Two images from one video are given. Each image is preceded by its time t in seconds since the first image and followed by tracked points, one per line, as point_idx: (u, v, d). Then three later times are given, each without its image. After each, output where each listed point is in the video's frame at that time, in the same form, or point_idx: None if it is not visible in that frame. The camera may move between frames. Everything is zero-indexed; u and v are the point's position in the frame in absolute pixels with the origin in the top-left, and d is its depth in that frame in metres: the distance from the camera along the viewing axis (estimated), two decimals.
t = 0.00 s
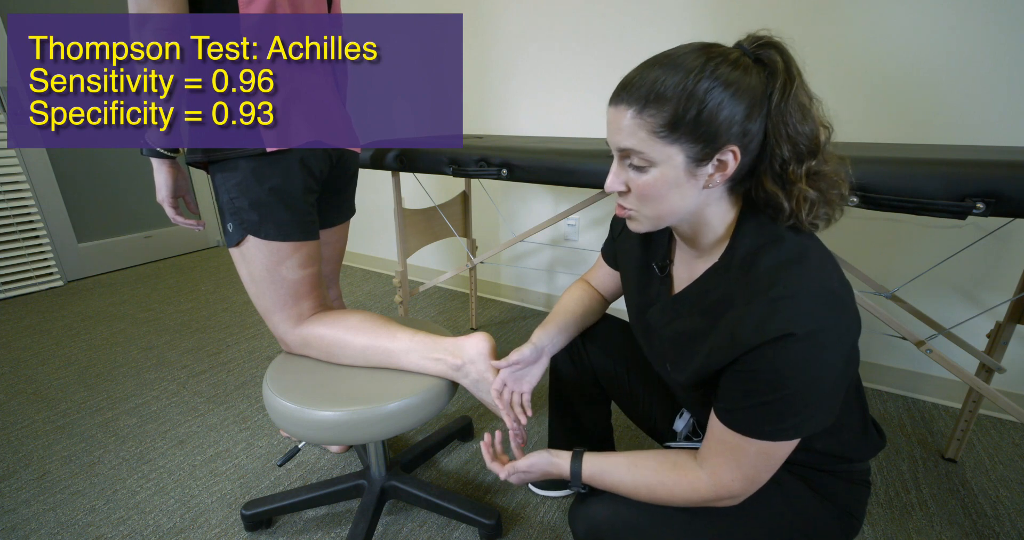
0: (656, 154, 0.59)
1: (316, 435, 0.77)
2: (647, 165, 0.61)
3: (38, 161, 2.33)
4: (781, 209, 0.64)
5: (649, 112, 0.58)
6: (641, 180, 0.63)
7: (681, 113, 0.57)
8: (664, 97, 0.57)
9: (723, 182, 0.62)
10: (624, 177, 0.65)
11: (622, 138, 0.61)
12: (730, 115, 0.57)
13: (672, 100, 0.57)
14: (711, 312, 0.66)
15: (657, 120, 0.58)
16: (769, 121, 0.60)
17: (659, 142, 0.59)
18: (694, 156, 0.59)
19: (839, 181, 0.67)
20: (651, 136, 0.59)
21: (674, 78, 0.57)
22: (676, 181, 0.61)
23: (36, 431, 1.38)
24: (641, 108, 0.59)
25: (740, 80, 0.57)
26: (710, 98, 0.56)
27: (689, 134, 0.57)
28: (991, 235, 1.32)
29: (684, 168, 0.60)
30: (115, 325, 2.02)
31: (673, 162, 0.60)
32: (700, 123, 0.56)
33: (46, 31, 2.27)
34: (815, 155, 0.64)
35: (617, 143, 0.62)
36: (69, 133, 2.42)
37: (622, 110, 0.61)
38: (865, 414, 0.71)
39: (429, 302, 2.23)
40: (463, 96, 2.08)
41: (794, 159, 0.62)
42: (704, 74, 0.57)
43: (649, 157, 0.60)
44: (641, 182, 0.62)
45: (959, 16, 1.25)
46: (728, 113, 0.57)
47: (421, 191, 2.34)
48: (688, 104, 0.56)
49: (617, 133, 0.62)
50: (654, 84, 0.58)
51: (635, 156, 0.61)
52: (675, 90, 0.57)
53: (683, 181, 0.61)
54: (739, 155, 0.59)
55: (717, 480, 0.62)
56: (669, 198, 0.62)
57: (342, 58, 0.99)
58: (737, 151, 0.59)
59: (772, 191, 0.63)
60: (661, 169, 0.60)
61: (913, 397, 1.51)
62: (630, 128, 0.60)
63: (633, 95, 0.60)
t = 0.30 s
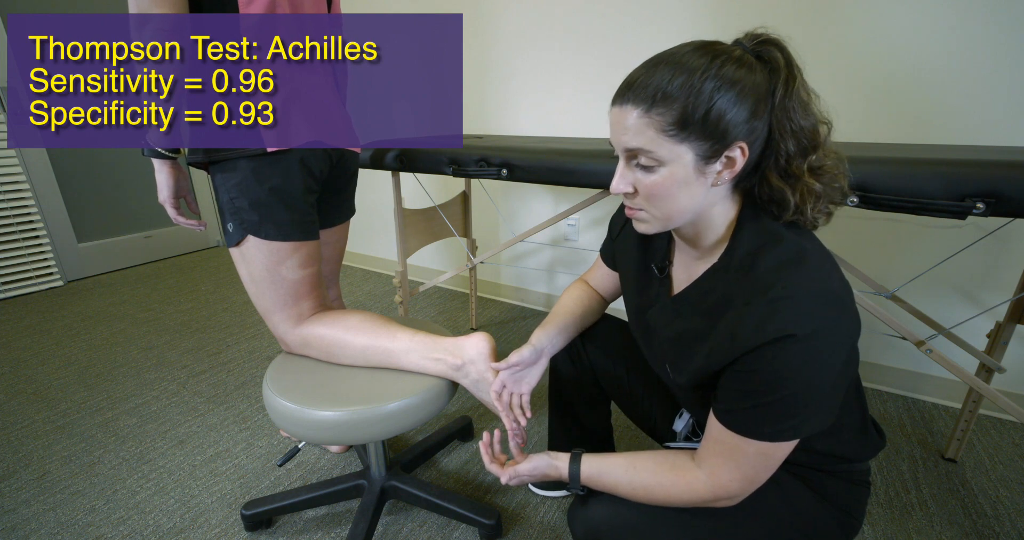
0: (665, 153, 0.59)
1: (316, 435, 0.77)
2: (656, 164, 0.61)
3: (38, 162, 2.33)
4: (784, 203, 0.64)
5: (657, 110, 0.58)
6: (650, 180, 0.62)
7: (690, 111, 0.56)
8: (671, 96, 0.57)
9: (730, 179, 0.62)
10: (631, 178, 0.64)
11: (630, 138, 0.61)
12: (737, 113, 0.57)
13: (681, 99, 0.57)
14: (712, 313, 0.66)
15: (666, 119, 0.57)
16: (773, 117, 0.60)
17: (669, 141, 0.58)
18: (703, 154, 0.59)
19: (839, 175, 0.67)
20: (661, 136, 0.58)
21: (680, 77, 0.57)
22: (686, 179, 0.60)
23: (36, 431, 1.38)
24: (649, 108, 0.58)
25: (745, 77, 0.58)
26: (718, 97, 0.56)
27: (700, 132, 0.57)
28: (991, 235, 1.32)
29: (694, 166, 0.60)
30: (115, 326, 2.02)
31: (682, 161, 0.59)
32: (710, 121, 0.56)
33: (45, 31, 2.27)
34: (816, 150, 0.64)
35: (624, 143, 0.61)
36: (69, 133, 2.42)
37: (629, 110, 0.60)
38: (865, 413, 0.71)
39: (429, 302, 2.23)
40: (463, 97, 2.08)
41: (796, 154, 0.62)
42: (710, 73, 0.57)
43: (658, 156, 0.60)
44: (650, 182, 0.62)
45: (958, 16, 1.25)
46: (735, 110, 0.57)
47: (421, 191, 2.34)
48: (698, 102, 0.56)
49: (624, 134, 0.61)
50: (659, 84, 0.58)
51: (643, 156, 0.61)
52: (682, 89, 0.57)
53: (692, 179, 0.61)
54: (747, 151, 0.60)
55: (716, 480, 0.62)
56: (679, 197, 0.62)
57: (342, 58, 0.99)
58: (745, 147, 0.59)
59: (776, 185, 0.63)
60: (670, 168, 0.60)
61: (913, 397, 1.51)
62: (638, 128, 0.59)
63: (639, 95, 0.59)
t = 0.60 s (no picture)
0: (677, 150, 0.58)
1: (316, 435, 0.77)
2: (666, 161, 0.60)
3: (38, 162, 2.33)
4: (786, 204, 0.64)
5: (669, 107, 0.57)
6: (659, 177, 0.61)
7: (704, 108, 0.56)
8: (684, 92, 0.57)
9: (737, 177, 0.62)
10: (638, 176, 0.63)
11: (641, 134, 0.60)
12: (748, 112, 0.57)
13: (694, 95, 0.56)
14: (712, 313, 0.66)
15: (679, 115, 0.57)
16: (777, 117, 0.61)
17: (681, 138, 0.58)
18: (714, 151, 0.58)
19: (839, 175, 0.68)
20: (673, 132, 0.58)
21: (693, 74, 0.57)
22: (695, 177, 0.60)
23: (36, 430, 1.38)
24: (661, 104, 0.58)
25: (755, 77, 0.58)
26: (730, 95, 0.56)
27: (712, 129, 0.57)
28: (991, 235, 1.32)
29: (704, 164, 0.59)
30: (115, 325, 2.02)
31: (693, 158, 0.59)
32: (722, 118, 0.56)
33: (45, 31, 2.27)
34: (817, 150, 0.65)
35: (634, 140, 0.60)
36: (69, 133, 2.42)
37: (640, 106, 0.59)
38: (864, 413, 0.71)
39: (430, 302, 2.23)
40: (463, 97, 2.08)
41: (799, 153, 0.63)
42: (723, 71, 0.57)
43: (669, 153, 0.59)
44: (659, 179, 0.61)
45: (958, 16, 1.25)
46: (745, 109, 0.57)
47: (421, 191, 2.34)
48: (710, 99, 0.56)
49: (634, 130, 0.60)
50: (672, 80, 0.58)
51: (654, 153, 0.60)
52: (695, 86, 0.56)
53: (701, 178, 0.60)
54: (754, 150, 0.60)
55: (715, 480, 0.62)
56: (686, 195, 0.61)
57: (342, 58, 0.99)
58: (753, 146, 0.59)
59: (779, 185, 0.63)
60: (681, 166, 0.59)
61: (913, 397, 1.51)
62: (650, 124, 0.59)
63: (651, 91, 0.59)
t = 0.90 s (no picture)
0: (724, 139, 0.58)
1: (316, 435, 0.77)
2: (709, 152, 0.58)
3: (38, 162, 2.33)
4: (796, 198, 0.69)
5: (720, 95, 0.57)
6: (700, 168, 0.59)
7: (748, 100, 0.58)
8: (732, 82, 0.57)
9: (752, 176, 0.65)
10: (676, 167, 0.60)
11: (690, 121, 0.57)
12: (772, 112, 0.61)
13: (740, 87, 0.57)
14: (711, 313, 0.66)
15: (728, 104, 0.57)
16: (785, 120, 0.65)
17: (729, 127, 0.57)
18: (749, 145, 0.59)
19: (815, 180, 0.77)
20: (723, 120, 0.57)
21: (734, 67, 0.58)
22: (732, 170, 0.60)
23: (36, 430, 1.38)
24: (710, 91, 0.57)
25: (773, 81, 0.61)
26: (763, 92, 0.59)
27: (752, 122, 0.58)
28: (991, 235, 1.32)
29: (740, 157, 0.60)
30: (115, 325, 2.02)
31: (734, 150, 0.59)
32: (759, 113, 0.59)
33: (45, 31, 2.27)
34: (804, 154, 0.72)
35: (681, 126, 0.58)
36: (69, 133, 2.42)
37: (689, 92, 0.57)
38: (863, 413, 0.71)
39: (430, 302, 2.23)
40: (463, 97, 2.08)
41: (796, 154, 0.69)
42: (756, 69, 0.59)
43: (717, 141, 0.58)
44: (701, 170, 0.59)
45: (958, 17, 1.25)
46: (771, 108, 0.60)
47: (421, 191, 2.34)
48: (751, 93, 0.58)
49: (681, 116, 0.58)
50: (717, 70, 0.58)
51: (700, 142, 0.58)
52: (739, 78, 0.57)
53: (734, 172, 0.60)
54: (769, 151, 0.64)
55: (714, 478, 0.62)
56: (721, 189, 0.61)
57: (342, 58, 0.99)
58: (770, 146, 0.63)
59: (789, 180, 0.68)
60: (724, 156, 0.59)
61: (913, 397, 1.51)
62: (701, 109, 0.57)
63: (698, 78, 0.57)
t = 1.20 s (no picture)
0: (739, 141, 0.58)
1: (316, 435, 0.77)
2: (724, 153, 0.59)
3: (38, 162, 2.33)
4: (802, 198, 0.70)
5: (737, 96, 0.57)
6: (714, 170, 0.59)
7: (762, 102, 0.58)
8: (748, 85, 0.58)
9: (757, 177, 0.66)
10: (691, 169, 0.60)
11: (707, 122, 0.57)
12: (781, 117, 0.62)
13: (755, 89, 0.58)
14: (712, 312, 0.66)
15: (744, 106, 0.58)
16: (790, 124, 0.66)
17: (744, 129, 0.58)
18: (759, 147, 0.60)
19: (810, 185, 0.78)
20: (740, 122, 0.58)
21: (749, 69, 0.59)
22: (743, 172, 0.61)
23: (36, 430, 1.38)
24: (728, 93, 0.57)
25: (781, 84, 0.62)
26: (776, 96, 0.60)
27: (763, 125, 0.59)
28: (991, 235, 1.32)
29: (751, 160, 0.61)
30: (115, 325, 2.02)
31: (747, 153, 0.60)
32: (770, 117, 0.60)
33: (45, 31, 2.27)
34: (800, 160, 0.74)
35: (700, 127, 0.57)
36: (69, 133, 2.42)
37: (707, 92, 0.57)
38: (863, 412, 0.71)
39: (429, 302, 2.23)
40: (463, 97, 2.08)
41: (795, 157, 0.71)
42: (769, 71, 0.60)
43: (733, 144, 0.58)
44: (716, 171, 0.59)
45: (958, 17, 1.25)
46: (780, 110, 0.61)
47: (421, 191, 2.34)
48: (765, 97, 0.59)
49: (700, 117, 0.57)
50: (734, 72, 0.58)
51: (716, 143, 0.58)
52: (754, 81, 0.58)
53: (745, 174, 0.61)
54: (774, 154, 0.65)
55: (716, 476, 0.62)
56: (732, 191, 0.61)
57: (342, 58, 0.99)
58: (775, 149, 0.64)
59: (794, 180, 0.69)
60: (738, 158, 0.59)
61: (913, 397, 1.51)
62: (719, 110, 0.57)
63: (715, 79, 0.57)
